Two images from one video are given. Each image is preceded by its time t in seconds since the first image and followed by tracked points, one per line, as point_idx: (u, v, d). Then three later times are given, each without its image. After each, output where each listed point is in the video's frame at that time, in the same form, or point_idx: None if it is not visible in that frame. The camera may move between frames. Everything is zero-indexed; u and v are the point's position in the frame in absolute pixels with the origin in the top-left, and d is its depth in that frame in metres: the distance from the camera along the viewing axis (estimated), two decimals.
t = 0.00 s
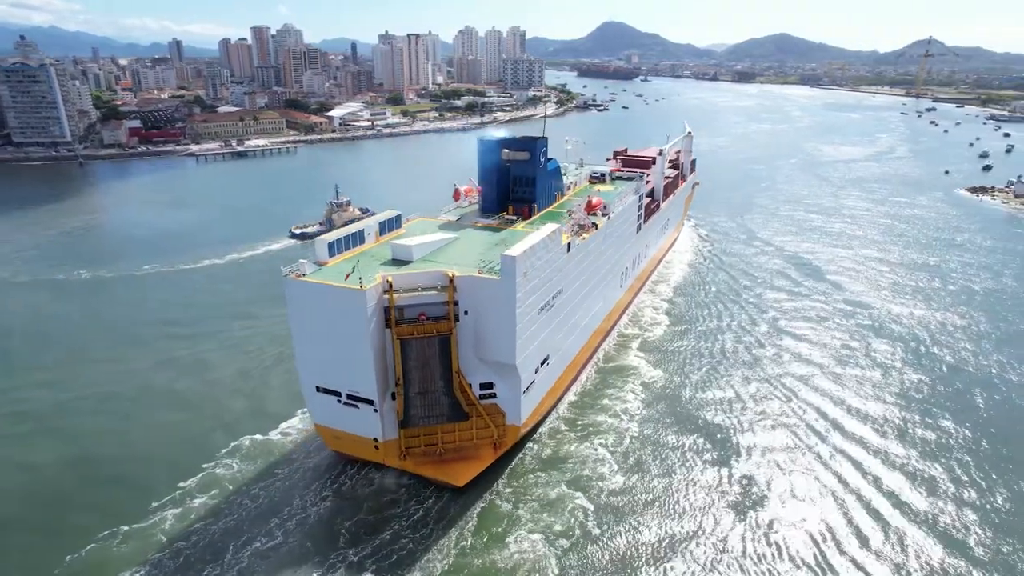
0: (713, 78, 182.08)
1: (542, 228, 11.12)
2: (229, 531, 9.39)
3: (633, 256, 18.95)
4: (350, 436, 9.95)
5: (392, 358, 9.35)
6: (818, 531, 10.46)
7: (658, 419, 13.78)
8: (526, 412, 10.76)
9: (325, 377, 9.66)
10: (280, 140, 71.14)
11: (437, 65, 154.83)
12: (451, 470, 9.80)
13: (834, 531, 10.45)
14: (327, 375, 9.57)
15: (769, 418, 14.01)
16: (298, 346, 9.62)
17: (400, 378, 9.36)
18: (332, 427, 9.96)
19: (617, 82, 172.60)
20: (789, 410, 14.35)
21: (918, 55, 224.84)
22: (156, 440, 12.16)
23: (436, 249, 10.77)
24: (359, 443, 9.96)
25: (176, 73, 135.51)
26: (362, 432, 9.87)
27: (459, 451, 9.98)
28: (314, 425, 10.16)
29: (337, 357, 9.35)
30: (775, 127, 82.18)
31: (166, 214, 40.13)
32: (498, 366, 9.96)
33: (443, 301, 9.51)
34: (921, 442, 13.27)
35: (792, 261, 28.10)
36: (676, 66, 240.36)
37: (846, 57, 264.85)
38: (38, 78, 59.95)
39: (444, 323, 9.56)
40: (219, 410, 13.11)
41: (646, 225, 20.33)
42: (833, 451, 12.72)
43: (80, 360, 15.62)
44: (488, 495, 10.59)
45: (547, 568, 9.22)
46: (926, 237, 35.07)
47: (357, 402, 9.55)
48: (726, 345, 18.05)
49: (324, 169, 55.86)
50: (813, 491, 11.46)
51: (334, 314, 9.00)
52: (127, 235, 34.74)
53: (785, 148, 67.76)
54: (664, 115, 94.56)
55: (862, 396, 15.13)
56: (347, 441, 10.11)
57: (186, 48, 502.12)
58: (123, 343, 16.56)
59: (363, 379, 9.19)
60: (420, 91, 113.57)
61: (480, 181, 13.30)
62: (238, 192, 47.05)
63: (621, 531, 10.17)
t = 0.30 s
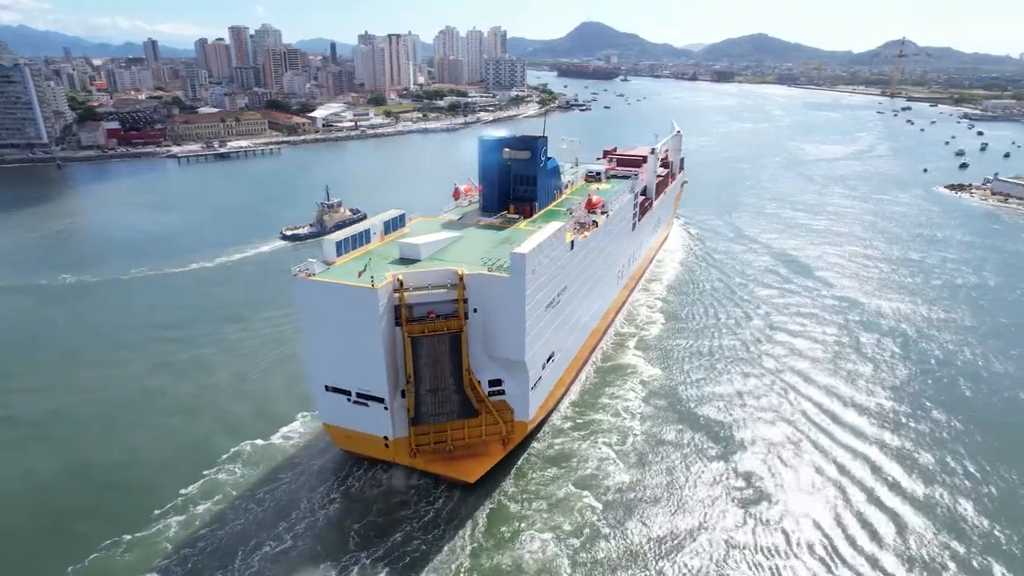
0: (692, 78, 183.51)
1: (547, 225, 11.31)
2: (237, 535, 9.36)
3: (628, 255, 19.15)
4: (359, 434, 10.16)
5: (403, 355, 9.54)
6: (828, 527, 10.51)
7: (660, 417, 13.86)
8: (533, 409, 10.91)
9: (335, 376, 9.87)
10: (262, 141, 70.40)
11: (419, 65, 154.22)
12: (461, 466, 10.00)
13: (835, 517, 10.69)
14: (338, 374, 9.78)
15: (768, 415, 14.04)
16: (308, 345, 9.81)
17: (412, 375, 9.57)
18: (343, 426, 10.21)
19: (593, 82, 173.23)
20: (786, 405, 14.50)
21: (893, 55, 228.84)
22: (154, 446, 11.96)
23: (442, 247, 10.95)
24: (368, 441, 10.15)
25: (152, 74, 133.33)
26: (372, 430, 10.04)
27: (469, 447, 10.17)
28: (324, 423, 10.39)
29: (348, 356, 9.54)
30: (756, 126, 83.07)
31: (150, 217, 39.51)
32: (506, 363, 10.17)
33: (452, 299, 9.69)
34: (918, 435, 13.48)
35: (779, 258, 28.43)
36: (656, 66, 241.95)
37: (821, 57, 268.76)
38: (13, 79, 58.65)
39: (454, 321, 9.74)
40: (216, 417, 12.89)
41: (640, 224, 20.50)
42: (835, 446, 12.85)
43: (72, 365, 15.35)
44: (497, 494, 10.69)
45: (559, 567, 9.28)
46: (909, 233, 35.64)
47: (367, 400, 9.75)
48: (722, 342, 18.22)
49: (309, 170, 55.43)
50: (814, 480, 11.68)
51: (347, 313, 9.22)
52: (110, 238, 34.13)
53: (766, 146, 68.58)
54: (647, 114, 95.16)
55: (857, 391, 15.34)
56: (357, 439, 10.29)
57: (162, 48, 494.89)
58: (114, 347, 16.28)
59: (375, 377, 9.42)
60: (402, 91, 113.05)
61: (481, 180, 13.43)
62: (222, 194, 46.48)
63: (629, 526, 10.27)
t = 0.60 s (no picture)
0: (671, 78, 184.65)
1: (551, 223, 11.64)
2: (246, 540, 9.34)
3: (624, 253, 19.38)
4: (370, 432, 10.44)
5: (414, 353, 9.87)
6: (835, 523, 10.63)
7: (662, 414, 13.96)
8: (541, 405, 11.13)
9: (345, 375, 10.14)
10: (245, 142, 69.60)
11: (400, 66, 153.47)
12: (470, 462, 10.25)
13: (838, 508, 10.95)
14: (348, 373, 10.06)
15: (766, 410, 14.19)
16: (319, 344, 10.10)
17: (422, 373, 9.88)
18: (352, 425, 10.49)
19: (573, 81, 173.82)
20: (784, 399, 14.69)
21: (867, 55, 232.76)
22: (153, 452, 11.78)
23: (448, 245, 11.25)
24: (378, 439, 10.41)
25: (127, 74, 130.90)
26: (381, 428, 10.30)
27: (478, 443, 10.44)
28: (332, 422, 10.64)
29: (359, 354, 9.83)
30: (736, 125, 83.95)
31: (132, 220, 38.90)
32: (513, 360, 10.46)
33: (461, 297, 10.04)
34: (914, 429, 13.73)
35: (767, 256, 28.77)
36: (635, 67, 243.41)
37: (798, 57, 272.40)
38: None
39: (463, 318, 10.12)
40: (217, 420, 12.76)
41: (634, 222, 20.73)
42: (836, 441, 13.02)
43: (64, 370, 15.09)
44: (505, 494, 10.76)
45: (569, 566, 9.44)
46: (890, 230, 36.25)
47: (377, 398, 10.00)
48: (718, 338, 18.39)
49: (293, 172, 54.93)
50: (815, 472, 11.94)
51: (357, 312, 9.55)
52: (92, 241, 33.50)
53: (747, 145, 69.37)
54: (629, 113, 95.69)
55: (853, 385, 15.58)
56: (367, 437, 10.53)
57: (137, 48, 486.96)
58: (107, 351, 16.02)
59: (386, 374, 9.70)
60: (384, 92, 112.44)
61: (481, 178, 13.77)
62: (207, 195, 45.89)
63: (636, 521, 10.46)
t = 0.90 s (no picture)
0: (651, 77, 185.93)
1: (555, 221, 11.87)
2: (255, 544, 9.28)
3: (618, 251, 19.55)
4: (378, 431, 10.46)
5: (424, 351, 9.92)
6: (839, 516, 10.75)
7: (662, 412, 14.00)
8: (547, 401, 11.28)
9: (354, 373, 10.18)
10: (226, 144, 68.66)
11: (381, 66, 152.55)
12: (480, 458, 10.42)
13: (840, 500, 11.11)
14: (357, 371, 10.11)
15: (766, 405, 14.33)
16: (326, 343, 10.13)
17: (433, 371, 9.98)
18: (360, 424, 10.53)
19: (554, 81, 174.34)
20: (781, 395, 14.82)
21: (843, 55, 236.42)
22: (153, 459, 11.61)
23: (454, 244, 11.45)
24: (387, 437, 10.47)
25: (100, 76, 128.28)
26: (390, 427, 10.37)
27: (486, 440, 10.57)
28: (339, 422, 10.69)
29: (368, 354, 9.86)
30: (718, 124, 84.75)
31: (114, 223, 38.28)
32: (520, 356, 10.64)
33: (470, 294, 10.21)
34: (910, 422, 13.94)
35: (756, 254, 29.06)
36: (616, 67, 244.74)
37: (776, 57, 275.80)
38: None
39: (472, 316, 10.27)
40: (218, 424, 12.62)
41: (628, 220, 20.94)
42: (835, 434, 13.18)
43: (56, 377, 14.81)
44: (513, 493, 10.78)
45: (577, 564, 9.47)
46: (873, 227, 36.86)
47: (387, 397, 10.06)
48: (713, 336, 18.53)
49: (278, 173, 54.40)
50: (814, 464, 12.15)
51: (368, 310, 9.57)
52: (73, 246, 32.76)
53: (730, 144, 70.04)
54: (612, 113, 96.14)
55: (847, 380, 15.79)
56: (375, 436, 10.59)
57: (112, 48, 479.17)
58: (101, 356, 15.78)
59: (397, 373, 9.78)
60: (366, 92, 111.71)
61: (480, 176, 13.94)
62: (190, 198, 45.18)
63: (642, 518, 10.51)
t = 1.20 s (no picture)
0: (632, 77, 186.89)
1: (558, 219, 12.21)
2: (264, 548, 9.23)
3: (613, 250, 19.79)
4: (387, 429, 10.75)
5: (434, 349, 10.27)
6: (840, 508, 10.90)
7: (661, 409, 14.10)
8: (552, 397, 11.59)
9: (363, 372, 10.49)
10: (209, 145, 67.73)
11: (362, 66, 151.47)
12: (487, 453, 10.67)
13: (841, 493, 11.28)
14: (366, 370, 10.42)
15: (764, 402, 14.51)
16: (335, 343, 10.44)
17: (442, 368, 10.31)
18: (370, 422, 10.81)
19: (535, 81, 174.50)
20: (777, 391, 15.00)
21: (820, 55, 239.74)
22: (152, 467, 11.46)
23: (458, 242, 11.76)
24: (397, 435, 10.75)
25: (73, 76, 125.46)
26: (399, 425, 10.64)
27: (494, 436, 10.86)
28: (348, 420, 10.97)
29: (378, 353, 10.18)
30: (700, 124, 85.47)
31: (96, 226, 37.63)
32: (526, 353, 10.98)
33: (478, 292, 10.55)
34: (903, 415, 14.20)
35: (744, 251, 29.38)
36: (596, 67, 245.33)
37: (754, 57, 278.63)
38: None
39: (479, 314, 10.61)
40: (218, 430, 12.48)
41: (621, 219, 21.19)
42: (832, 430, 13.36)
43: (47, 385, 14.52)
44: (520, 492, 10.84)
45: (587, 561, 9.49)
46: (856, 224, 37.42)
47: (397, 395, 10.36)
48: (708, 333, 18.70)
49: (262, 174, 53.90)
50: (810, 456, 12.40)
51: (379, 310, 9.89)
52: (54, 251, 32.05)
53: (713, 143, 70.66)
54: (596, 113, 96.50)
55: (841, 375, 16.02)
56: (385, 434, 10.85)
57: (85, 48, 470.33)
58: (94, 361, 15.60)
59: (407, 370, 10.10)
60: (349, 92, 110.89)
61: (482, 175, 14.13)
62: (173, 201, 44.47)
63: (647, 512, 10.61)
